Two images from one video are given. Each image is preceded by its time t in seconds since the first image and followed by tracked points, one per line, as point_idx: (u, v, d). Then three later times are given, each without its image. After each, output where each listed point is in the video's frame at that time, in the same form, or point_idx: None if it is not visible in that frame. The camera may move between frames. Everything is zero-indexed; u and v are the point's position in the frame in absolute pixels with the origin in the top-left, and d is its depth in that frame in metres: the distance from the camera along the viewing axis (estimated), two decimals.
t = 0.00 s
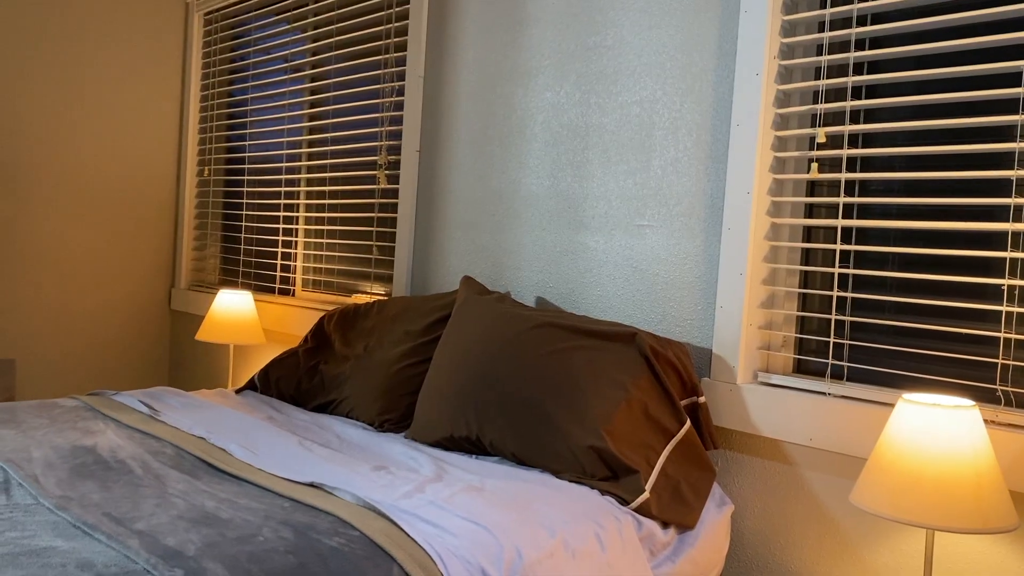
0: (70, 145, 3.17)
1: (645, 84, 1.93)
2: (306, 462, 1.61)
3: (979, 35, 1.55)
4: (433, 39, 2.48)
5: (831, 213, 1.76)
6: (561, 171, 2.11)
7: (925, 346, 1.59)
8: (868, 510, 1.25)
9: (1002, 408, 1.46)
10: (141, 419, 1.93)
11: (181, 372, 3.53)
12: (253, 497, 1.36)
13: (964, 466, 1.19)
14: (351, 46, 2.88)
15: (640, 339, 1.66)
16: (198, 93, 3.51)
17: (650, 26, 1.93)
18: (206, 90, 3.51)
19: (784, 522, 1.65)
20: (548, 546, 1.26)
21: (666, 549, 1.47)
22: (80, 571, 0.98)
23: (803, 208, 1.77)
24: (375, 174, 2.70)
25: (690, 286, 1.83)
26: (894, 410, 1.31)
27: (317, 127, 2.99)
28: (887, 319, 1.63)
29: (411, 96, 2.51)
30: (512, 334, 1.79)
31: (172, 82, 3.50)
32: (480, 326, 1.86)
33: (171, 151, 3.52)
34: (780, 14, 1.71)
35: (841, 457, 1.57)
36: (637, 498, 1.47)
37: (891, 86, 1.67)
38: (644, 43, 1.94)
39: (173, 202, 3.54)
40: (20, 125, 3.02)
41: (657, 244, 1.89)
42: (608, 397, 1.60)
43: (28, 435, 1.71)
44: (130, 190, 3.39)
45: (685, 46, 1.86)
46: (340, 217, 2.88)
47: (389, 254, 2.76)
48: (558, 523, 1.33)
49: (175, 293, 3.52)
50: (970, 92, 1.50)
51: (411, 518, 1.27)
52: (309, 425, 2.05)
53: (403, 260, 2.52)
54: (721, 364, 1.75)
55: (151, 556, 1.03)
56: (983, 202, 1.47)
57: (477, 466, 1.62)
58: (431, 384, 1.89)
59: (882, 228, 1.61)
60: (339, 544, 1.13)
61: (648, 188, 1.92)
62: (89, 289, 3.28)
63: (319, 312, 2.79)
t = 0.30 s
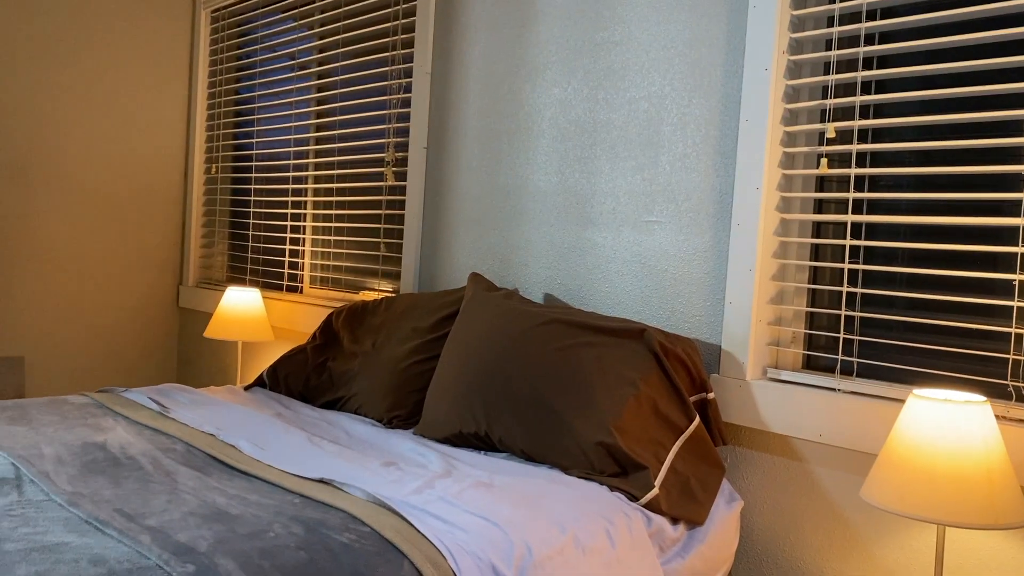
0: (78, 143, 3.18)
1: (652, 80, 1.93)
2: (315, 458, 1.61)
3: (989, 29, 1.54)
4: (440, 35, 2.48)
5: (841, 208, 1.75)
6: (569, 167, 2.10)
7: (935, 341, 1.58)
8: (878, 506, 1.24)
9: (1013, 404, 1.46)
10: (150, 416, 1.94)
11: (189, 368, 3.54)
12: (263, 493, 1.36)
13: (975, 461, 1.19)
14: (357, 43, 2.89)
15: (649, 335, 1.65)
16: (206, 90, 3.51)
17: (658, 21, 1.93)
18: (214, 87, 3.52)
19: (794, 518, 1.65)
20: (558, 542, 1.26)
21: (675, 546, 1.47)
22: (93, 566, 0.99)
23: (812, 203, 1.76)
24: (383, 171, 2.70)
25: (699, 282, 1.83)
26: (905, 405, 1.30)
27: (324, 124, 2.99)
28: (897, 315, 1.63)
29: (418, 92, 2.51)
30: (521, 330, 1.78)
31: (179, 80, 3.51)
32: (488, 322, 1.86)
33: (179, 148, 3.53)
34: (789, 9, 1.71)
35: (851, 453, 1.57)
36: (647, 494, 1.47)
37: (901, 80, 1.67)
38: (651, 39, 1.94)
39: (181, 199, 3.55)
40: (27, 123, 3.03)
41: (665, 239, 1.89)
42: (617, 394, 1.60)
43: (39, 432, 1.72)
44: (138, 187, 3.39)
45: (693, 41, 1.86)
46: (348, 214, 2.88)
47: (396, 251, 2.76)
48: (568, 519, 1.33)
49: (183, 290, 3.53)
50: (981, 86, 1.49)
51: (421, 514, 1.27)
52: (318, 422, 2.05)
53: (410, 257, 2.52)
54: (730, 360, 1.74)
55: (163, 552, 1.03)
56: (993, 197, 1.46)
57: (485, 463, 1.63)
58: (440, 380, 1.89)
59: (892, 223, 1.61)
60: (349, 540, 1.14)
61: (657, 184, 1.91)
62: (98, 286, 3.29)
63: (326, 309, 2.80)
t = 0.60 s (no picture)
0: (90, 141, 3.19)
1: (664, 76, 1.93)
2: (327, 455, 1.61)
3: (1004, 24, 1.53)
4: (451, 33, 2.47)
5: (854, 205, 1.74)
6: (580, 164, 2.10)
7: (949, 338, 1.57)
8: (893, 503, 1.24)
9: None
10: (163, 413, 1.94)
11: (201, 366, 3.55)
12: (276, 490, 1.37)
13: (990, 457, 1.18)
14: (367, 41, 2.89)
15: (661, 333, 1.65)
16: (216, 88, 3.52)
17: (670, 17, 1.92)
18: (224, 86, 3.52)
19: (808, 516, 1.64)
20: (571, 539, 1.26)
21: (688, 543, 1.47)
22: (108, 563, 0.99)
23: (825, 200, 1.75)
24: (393, 168, 2.70)
25: (711, 279, 1.82)
26: (920, 402, 1.30)
27: (335, 122, 2.99)
28: (911, 312, 1.62)
29: (429, 90, 2.51)
30: (533, 327, 1.78)
31: (190, 78, 3.52)
32: (500, 320, 1.86)
33: (190, 146, 3.54)
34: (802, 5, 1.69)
35: (864, 450, 1.56)
36: (659, 492, 1.47)
37: (915, 76, 1.65)
38: (663, 35, 1.93)
39: (192, 197, 3.56)
40: (39, 121, 3.05)
41: (677, 236, 1.89)
42: (629, 391, 1.60)
43: (52, 429, 1.73)
44: (150, 186, 3.41)
45: (705, 38, 1.85)
46: (359, 212, 2.88)
47: (407, 248, 2.76)
48: (581, 517, 1.33)
49: (194, 288, 3.54)
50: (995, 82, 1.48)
51: (433, 511, 1.27)
52: (330, 419, 2.05)
53: (421, 255, 2.52)
54: (743, 357, 1.74)
55: (178, 549, 1.04)
56: (1009, 193, 1.45)
57: (497, 460, 1.62)
58: (451, 377, 1.89)
59: (906, 220, 1.60)
60: (363, 537, 1.14)
61: (668, 180, 1.91)
62: (110, 284, 3.30)
63: (337, 307, 2.80)
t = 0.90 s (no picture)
0: (111, 139, 3.22)
1: (686, 71, 1.91)
2: (349, 451, 1.62)
3: None
4: (469, 29, 2.47)
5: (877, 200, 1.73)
6: (600, 160, 2.09)
7: (974, 335, 1.56)
8: (919, 500, 1.23)
9: None
10: (186, 409, 1.96)
11: (222, 363, 3.58)
12: (299, 485, 1.37)
13: (1018, 452, 1.16)
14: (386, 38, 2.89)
15: (682, 329, 1.64)
16: (236, 86, 3.54)
17: (690, 12, 1.91)
18: (243, 84, 3.54)
19: (831, 513, 1.63)
20: (592, 535, 1.26)
21: (710, 540, 1.47)
22: (135, 557, 1.00)
23: (848, 195, 1.74)
24: (412, 166, 2.70)
25: (732, 275, 1.81)
26: (946, 400, 1.29)
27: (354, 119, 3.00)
28: (934, 308, 1.60)
29: (448, 87, 2.51)
30: (553, 323, 1.78)
31: (210, 76, 3.54)
32: (520, 316, 1.86)
33: (210, 144, 3.56)
34: None
35: (887, 447, 1.55)
36: (681, 488, 1.46)
37: (939, 70, 1.64)
38: (684, 30, 1.92)
39: (212, 195, 3.58)
40: (62, 120, 3.08)
41: (697, 232, 1.88)
42: (650, 387, 1.59)
43: (77, 425, 1.74)
44: (171, 183, 3.43)
45: (726, 32, 1.84)
46: (378, 209, 2.89)
47: (426, 245, 2.76)
48: (602, 513, 1.33)
49: (215, 285, 3.56)
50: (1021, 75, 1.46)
51: (455, 507, 1.27)
52: (350, 415, 2.06)
53: (441, 251, 2.53)
54: (765, 353, 1.73)
55: (203, 543, 1.04)
56: None
57: (518, 456, 1.63)
58: (471, 373, 1.89)
59: (930, 215, 1.58)
60: (385, 532, 1.14)
61: (689, 176, 1.90)
62: (132, 281, 3.33)
63: (357, 303, 2.81)
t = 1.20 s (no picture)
0: (139, 139, 3.25)
1: (714, 68, 1.90)
2: (377, 448, 1.62)
3: None
4: (495, 27, 2.47)
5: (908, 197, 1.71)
6: (626, 157, 2.09)
7: (1008, 333, 1.53)
8: (953, 501, 1.22)
9: None
10: (215, 405, 1.98)
11: (249, 360, 3.61)
12: (329, 482, 1.38)
13: None
14: (410, 36, 2.89)
15: (710, 327, 1.63)
16: (262, 86, 3.56)
17: (718, 8, 1.90)
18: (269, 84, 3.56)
19: (862, 513, 1.62)
20: (621, 533, 1.26)
21: (739, 539, 1.46)
22: (170, 552, 1.01)
23: (878, 191, 1.72)
24: (438, 164, 2.70)
25: (761, 272, 1.80)
26: (979, 399, 1.27)
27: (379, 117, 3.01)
28: (967, 306, 1.58)
29: (474, 85, 2.51)
30: (579, 321, 1.78)
31: (237, 76, 3.57)
32: (546, 314, 1.86)
33: (236, 143, 3.59)
34: None
35: (920, 446, 1.53)
36: (709, 487, 1.45)
37: (972, 64, 1.61)
38: (712, 25, 1.91)
39: (239, 193, 3.61)
40: (92, 120, 3.11)
41: (726, 229, 1.87)
42: (678, 385, 1.58)
43: (109, 421, 1.76)
44: (198, 182, 3.46)
45: (754, 28, 1.83)
46: (403, 207, 2.90)
47: (452, 243, 2.76)
48: (631, 511, 1.32)
49: (242, 283, 3.59)
50: None
51: (484, 504, 1.27)
52: (378, 412, 2.07)
53: (467, 250, 2.53)
54: (795, 351, 1.72)
55: (236, 539, 1.05)
56: None
57: (545, 454, 1.63)
58: (498, 371, 1.89)
59: (963, 212, 1.56)
60: (415, 529, 1.15)
61: (717, 173, 1.89)
62: (160, 279, 3.37)
63: (383, 301, 2.82)
